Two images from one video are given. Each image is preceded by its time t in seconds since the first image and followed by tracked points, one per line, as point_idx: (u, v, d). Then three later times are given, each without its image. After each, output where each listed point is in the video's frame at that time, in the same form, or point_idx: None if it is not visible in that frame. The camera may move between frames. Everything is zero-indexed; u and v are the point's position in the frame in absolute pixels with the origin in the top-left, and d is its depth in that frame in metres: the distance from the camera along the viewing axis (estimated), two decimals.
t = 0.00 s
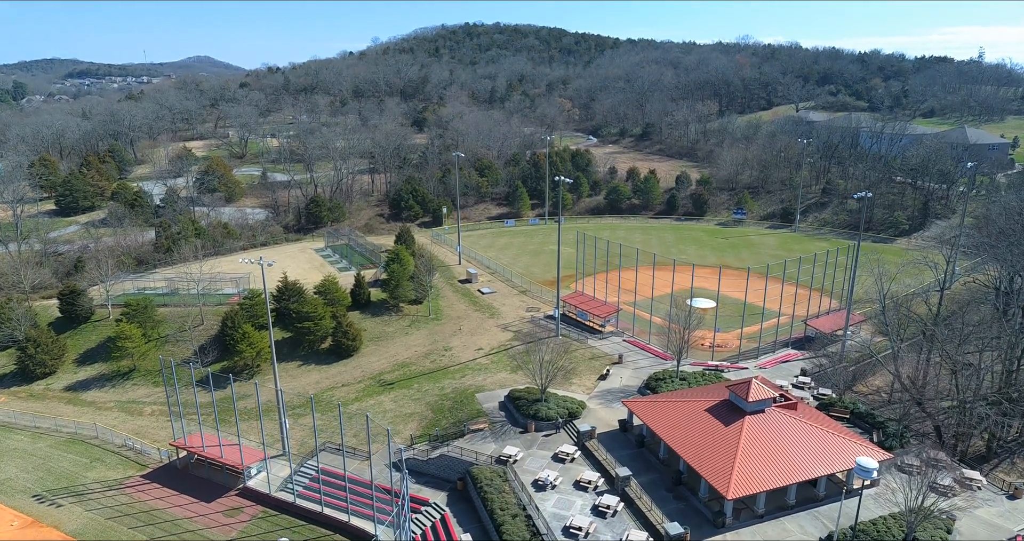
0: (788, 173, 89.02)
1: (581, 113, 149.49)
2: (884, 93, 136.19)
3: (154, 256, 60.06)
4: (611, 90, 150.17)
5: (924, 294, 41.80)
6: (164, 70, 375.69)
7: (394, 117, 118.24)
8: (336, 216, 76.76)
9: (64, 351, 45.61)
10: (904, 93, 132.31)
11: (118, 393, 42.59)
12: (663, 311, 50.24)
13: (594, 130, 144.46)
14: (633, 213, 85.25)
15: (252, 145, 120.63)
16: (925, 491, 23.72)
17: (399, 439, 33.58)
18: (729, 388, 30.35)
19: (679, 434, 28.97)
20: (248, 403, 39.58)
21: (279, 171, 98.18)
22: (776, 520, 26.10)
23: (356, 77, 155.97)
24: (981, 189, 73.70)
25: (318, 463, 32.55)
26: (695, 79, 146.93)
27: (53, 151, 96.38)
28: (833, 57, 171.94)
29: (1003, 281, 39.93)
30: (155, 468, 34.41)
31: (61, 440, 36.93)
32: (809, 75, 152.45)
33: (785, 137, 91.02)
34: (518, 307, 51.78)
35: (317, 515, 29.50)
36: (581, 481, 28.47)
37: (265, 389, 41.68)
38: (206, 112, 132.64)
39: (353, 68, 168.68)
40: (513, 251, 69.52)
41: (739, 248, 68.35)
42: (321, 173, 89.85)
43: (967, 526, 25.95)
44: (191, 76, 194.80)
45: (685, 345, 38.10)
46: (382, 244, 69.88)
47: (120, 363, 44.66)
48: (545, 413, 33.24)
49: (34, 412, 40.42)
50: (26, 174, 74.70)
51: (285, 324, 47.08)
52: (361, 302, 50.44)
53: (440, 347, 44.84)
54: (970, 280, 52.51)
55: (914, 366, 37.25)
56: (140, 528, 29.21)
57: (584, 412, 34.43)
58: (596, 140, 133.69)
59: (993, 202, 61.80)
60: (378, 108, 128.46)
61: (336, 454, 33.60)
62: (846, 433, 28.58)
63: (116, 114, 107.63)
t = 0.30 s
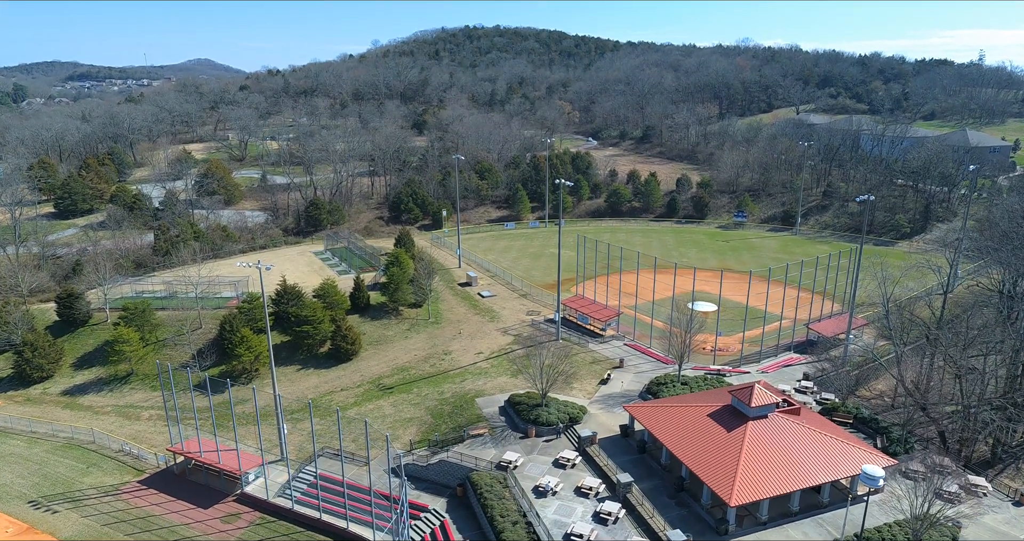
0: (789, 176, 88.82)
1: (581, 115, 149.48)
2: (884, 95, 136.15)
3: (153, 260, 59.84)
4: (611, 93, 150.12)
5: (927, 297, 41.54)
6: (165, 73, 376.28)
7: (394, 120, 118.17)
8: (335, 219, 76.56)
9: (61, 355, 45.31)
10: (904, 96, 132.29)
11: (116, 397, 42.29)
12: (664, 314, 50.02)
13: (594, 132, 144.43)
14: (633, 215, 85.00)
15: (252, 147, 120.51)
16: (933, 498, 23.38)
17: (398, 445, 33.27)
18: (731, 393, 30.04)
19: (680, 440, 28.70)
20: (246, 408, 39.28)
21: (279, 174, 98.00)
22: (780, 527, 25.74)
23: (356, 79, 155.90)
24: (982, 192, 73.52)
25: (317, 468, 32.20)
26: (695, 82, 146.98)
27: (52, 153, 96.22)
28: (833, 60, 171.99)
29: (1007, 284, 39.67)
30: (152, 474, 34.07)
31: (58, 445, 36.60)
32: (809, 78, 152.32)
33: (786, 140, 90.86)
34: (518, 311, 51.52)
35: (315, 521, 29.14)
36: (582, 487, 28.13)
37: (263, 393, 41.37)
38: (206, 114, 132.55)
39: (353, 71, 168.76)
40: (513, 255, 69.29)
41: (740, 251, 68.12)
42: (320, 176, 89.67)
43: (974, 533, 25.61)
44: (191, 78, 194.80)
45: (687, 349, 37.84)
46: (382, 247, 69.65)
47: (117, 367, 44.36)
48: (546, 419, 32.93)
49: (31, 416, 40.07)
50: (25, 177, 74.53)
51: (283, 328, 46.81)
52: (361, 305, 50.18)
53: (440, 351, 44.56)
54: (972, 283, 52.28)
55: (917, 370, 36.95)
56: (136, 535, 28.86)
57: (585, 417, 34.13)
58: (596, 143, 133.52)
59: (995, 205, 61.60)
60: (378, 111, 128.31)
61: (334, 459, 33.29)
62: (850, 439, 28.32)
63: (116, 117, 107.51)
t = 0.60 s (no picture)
0: (790, 178, 88.57)
1: (581, 118, 149.42)
2: (885, 97, 136.10)
3: (151, 262, 59.58)
4: (611, 95, 150.01)
5: (930, 301, 41.29)
6: (165, 75, 376.60)
7: (394, 122, 118.03)
8: (335, 221, 76.27)
9: (58, 359, 44.98)
10: (904, 98, 132.24)
11: (113, 402, 41.96)
12: (665, 317, 49.75)
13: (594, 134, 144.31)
14: (634, 218, 84.79)
15: (252, 149, 120.28)
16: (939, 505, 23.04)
17: (397, 450, 32.93)
18: (734, 398, 29.71)
19: (683, 446, 28.38)
20: (244, 413, 38.93)
21: (278, 176, 97.76)
22: (784, 535, 25.39)
23: (356, 82, 155.72)
24: (984, 194, 73.32)
25: (315, 473, 31.86)
26: (695, 84, 146.90)
27: (51, 156, 96.02)
28: (834, 62, 172.01)
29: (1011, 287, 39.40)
30: (149, 479, 33.71)
31: (54, 450, 36.24)
32: (810, 80, 152.15)
33: (787, 142, 90.70)
34: (518, 314, 51.23)
35: (313, 528, 28.79)
36: (583, 494, 27.79)
37: (261, 398, 41.03)
38: (206, 116, 132.38)
39: (353, 73, 168.62)
40: (513, 257, 69.02)
41: (741, 253, 67.88)
42: (320, 178, 89.42)
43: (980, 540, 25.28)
44: (191, 81, 194.79)
45: (689, 354, 37.50)
46: (381, 250, 69.38)
47: (115, 371, 44.05)
48: (546, 424, 32.63)
49: (27, 421, 39.75)
50: (24, 179, 74.27)
51: (282, 332, 46.52)
52: (360, 308, 49.89)
53: (440, 355, 44.24)
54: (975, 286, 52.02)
55: (920, 375, 36.68)
56: None
57: (586, 422, 33.83)
58: (597, 145, 133.34)
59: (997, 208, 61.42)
60: (378, 114, 128.09)
61: (333, 465, 32.97)
62: (854, 444, 27.99)
63: (115, 119, 107.26)
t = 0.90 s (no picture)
0: (791, 181, 88.34)
1: (582, 120, 149.33)
2: (885, 100, 135.96)
3: (150, 265, 59.35)
4: (611, 97, 149.87)
5: (934, 304, 41.02)
6: (166, 78, 376.93)
7: (395, 125, 117.86)
8: (334, 224, 76.04)
9: (56, 362, 44.69)
10: (904, 101, 132.14)
11: (110, 405, 41.67)
12: (666, 320, 49.48)
13: (594, 137, 144.23)
14: (634, 220, 84.54)
15: (251, 152, 120.07)
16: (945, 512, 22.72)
17: (397, 455, 32.61)
18: (736, 403, 29.45)
19: (685, 451, 28.11)
20: (242, 417, 38.61)
21: (277, 178, 97.53)
22: None
23: (356, 84, 155.52)
24: (986, 197, 73.07)
25: (313, 479, 31.53)
26: (695, 86, 146.79)
27: (50, 158, 95.85)
28: (834, 64, 171.94)
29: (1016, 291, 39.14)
30: (146, 484, 33.40)
31: (50, 454, 35.92)
32: (810, 83, 151.89)
33: (787, 144, 90.46)
34: (518, 317, 50.97)
35: (311, 534, 28.44)
36: (584, 500, 27.48)
37: (259, 402, 40.70)
38: (205, 119, 132.20)
39: (354, 76, 168.48)
40: (513, 260, 68.75)
41: (742, 256, 67.65)
42: (319, 181, 89.19)
43: None
44: (191, 83, 194.73)
45: (690, 357, 37.21)
46: (380, 252, 69.12)
47: (112, 374, 43.76)
48: (547, 428, 32.37)
49: (23, 425, 39.44)
50: (22, 182, 74.08)
51: (281, 335, 46.27)
52: (359, 312, 49.63)
53: (439, 359, 43.95)
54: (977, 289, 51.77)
55: (924, 378, 36.41)
56: None
57: (586, 427, 33.54)
58: (597, 148, 133.17)
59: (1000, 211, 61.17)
60: (378, 116, 127.92)
61: (332, 469, 32.68)
62: (857, 450, 27.73)
63: (115, 121, 107.07)
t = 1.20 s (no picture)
0: (792, 183, 88.10)
1: (582, 122, 149.20)
2: (886, 101, 135.83)
3: (149, 267, 59.11)
4: (612, 99, 149.75)
5: (938, 307, 40.72)
6: (166, 79, 377.02)
7: (395, 126, 117.74)
8: (334, 226, 75.84)
9: (53, 366, 44.43)
10: (905, 102, 132.00)
11: (108, 409, 41.39)
12: (668, 323, 49.21)
13: (594, 138, 144.09)
14: (635, 222, 84.30)
15: (251, 153, 119.87)
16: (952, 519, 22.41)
17: (396, 459, 32.30)
18: (739, 408, 29.16)
19: (687, 456, 27.81)
20: (241, 421, 38.31)
21: (277, 180, 97.37)
22: None
23: (356, 85, 155.39)
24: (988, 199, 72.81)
25: (312, 484, 31.23)
26: (695, 87, 146.65)
27: (49, 160, 95.66)
28: (835, 66, 171.86)
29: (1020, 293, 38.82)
30: (143, 490, 33.10)
31: (47, 459, 35.62)
32: (811, 84, 151.66)
33: (788, 146, 90.26)
34: (518, 320, 50.69)
35: None
36: (585, 506, 27.18)
37: (258, 406, 40.39)
38: (205, 120, 132.08)
39: (354, 77, 168.29)
40: (514, 262, 68.48)
41: (743, 258, 67.33)
42: (319, 183, 88.98)
43: None
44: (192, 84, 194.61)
45: (692, 361, 36.89)
46: (380, 254, 68.87)
47: (110, 378, 43.49)
48: (547, 433, 32.07)
49: (20, 429, 39.15)
50: (21, 183, 73.87)
51: (280, 338, 46.03)
52: (359, 314, 49.37)
53: (439, 362, 43.65)
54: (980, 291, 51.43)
55: (927, 382, 36.14)
56: None
57: (587, 431, 33.23)
58: (597, 149, 132.96)
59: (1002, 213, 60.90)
60: (378, 117, 127.78)
61: (330, 474, 32.36)
62: (862, 455, 27.44)
63: (114, 123, 106.91)
